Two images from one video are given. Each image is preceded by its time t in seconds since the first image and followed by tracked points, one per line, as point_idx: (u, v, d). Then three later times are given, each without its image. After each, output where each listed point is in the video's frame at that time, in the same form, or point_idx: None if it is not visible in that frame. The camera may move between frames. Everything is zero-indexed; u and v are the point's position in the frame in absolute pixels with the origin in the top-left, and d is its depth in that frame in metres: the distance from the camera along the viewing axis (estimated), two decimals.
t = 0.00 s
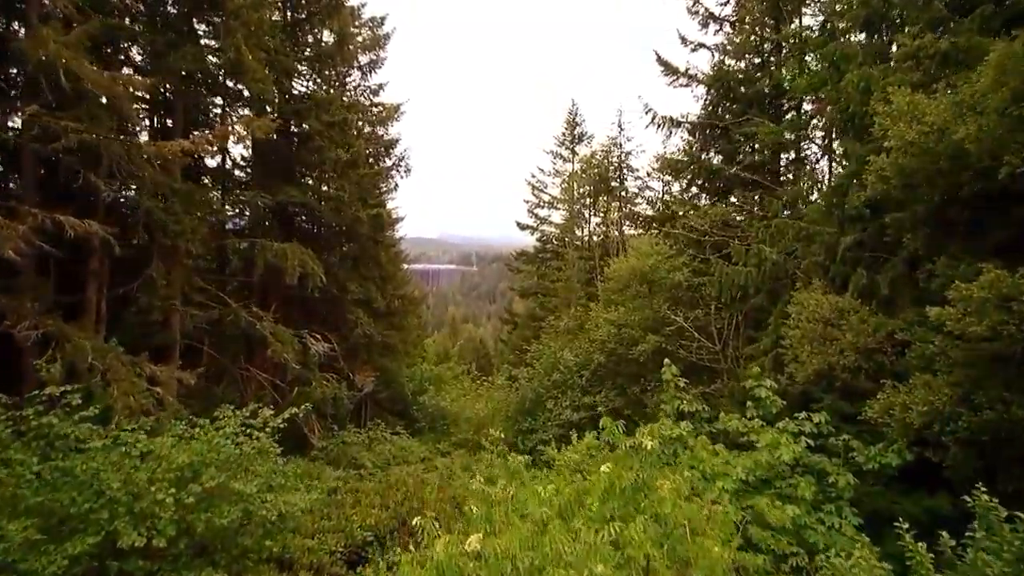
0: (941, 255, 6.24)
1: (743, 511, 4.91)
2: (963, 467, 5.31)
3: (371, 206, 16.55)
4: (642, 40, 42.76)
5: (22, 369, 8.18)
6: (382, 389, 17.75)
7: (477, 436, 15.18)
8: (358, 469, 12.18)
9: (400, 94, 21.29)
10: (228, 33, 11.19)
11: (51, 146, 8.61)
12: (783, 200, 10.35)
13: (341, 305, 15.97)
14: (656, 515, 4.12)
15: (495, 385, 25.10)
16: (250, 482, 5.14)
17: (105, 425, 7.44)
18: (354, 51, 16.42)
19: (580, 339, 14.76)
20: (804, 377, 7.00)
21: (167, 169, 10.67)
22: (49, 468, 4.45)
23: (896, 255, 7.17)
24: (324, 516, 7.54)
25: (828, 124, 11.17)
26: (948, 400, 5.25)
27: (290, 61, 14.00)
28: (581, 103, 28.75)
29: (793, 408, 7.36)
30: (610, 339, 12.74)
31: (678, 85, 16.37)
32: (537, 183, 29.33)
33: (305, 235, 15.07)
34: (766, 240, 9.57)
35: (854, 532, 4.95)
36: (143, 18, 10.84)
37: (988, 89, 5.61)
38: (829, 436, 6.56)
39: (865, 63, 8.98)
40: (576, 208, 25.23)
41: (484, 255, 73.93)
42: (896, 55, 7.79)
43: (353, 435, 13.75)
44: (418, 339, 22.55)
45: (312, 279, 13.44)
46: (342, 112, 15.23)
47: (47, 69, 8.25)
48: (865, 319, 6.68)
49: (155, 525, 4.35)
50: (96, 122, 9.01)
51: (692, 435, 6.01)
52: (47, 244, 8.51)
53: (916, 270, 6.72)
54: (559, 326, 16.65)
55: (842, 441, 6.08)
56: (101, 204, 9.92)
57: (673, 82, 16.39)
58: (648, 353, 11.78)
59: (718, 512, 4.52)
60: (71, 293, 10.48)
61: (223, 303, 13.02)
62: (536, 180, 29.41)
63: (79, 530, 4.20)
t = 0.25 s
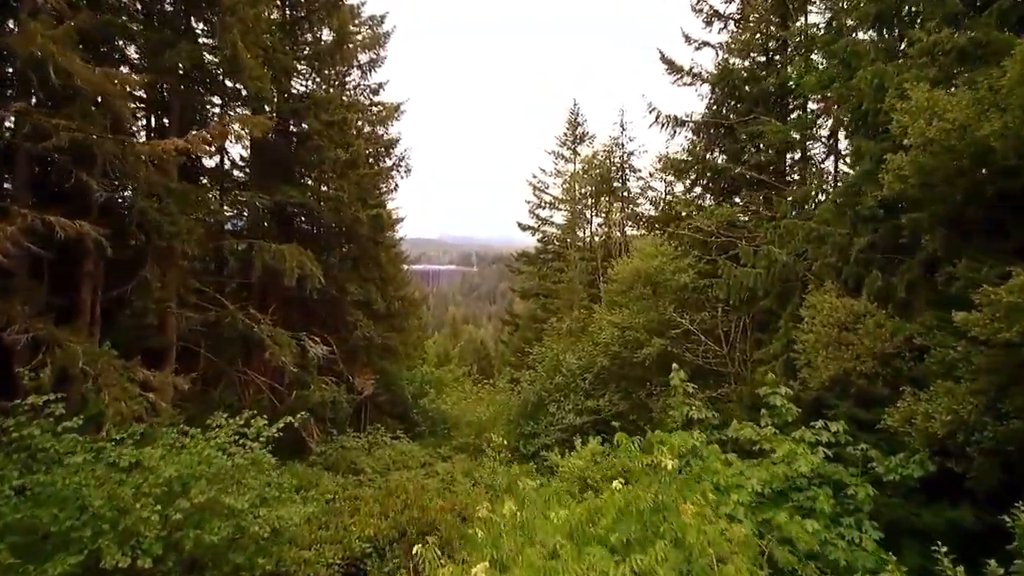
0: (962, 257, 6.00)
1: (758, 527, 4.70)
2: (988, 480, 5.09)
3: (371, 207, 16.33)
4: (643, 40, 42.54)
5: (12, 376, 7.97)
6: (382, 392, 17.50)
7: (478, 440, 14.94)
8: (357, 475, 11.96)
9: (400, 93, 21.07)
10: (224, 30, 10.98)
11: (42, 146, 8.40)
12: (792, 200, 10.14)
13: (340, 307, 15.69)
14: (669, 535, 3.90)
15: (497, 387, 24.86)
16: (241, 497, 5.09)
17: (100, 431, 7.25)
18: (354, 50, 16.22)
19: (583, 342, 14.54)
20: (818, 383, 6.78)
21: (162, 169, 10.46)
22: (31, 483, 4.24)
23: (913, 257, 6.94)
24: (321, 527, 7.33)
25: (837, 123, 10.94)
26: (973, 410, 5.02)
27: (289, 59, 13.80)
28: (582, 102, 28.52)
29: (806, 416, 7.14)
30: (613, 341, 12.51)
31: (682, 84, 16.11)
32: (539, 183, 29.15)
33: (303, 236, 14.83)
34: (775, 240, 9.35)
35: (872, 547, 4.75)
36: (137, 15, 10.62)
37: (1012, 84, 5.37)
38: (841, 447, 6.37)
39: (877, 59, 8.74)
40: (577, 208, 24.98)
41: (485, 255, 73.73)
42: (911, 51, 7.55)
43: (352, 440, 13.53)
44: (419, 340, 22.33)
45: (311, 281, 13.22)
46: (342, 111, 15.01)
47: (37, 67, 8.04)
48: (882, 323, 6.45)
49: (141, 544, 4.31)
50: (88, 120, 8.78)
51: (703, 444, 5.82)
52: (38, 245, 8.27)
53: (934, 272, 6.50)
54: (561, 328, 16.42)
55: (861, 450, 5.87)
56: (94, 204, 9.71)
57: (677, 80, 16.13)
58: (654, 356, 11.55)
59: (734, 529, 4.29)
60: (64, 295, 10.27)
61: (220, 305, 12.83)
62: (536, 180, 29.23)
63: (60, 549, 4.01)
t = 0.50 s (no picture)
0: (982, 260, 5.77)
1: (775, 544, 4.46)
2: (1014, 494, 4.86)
3: (370, 207, 16.11)
4: (643, 39, 42.37)
5: None
6: (381, 395, 17.25)
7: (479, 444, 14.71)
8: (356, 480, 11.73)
9: (400, 93, 20.86)
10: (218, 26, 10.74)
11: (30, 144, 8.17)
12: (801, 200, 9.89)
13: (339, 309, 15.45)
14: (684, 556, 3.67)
15: (497, 389, 24.61)
16: (229, 512, 4.89)
17: (88, 439, 6.99)
18: (352, 48, 16.01)
19: (585, 345, 14.30)
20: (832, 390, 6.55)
21: (155, 167, 10.22)
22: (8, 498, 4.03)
23: (929, 259, 6.70)
24: (317, 539, 7.09)
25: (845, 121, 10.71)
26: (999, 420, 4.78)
27: (286, 57, 13.58)
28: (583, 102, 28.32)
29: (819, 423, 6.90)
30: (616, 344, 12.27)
31: (686, 82, 15.87)
32: (539, 183, 28.97)
33: (301, 237, 14.59)
34: (784, 242, 9.11)
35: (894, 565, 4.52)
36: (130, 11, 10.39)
37: None
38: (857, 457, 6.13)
39: (888, 55, 8.51)
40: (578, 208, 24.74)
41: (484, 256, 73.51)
42: (927, 45, 7.31)
43: (351, 444, 13.30)
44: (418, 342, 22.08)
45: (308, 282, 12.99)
46: (340, 110, 14.79)
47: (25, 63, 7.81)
48: (898, 328, 6.23)
49: (119, 566, 4.03)
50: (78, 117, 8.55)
51: (715, 455, 5.57)
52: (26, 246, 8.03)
53: (953, 275, 6.26)
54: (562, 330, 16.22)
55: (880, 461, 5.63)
56: (86, 203, 9.47)
57: (680, 78, 15.89)
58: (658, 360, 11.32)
59: (750, 550, 4.05)
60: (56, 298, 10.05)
61: (216, 308, 12.60)
62: (537, 180, 28.99)
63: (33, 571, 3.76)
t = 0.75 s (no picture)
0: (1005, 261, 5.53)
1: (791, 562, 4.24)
2: None
3: (369, 207, 15.87)
4: (645, 38, 42.08)
5: None
6: (380, 398, 17.03)
7: (479, 448, 14.47)
8: (354, 485, 11.51)
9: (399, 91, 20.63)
10: (213, 21, 10.49)
11: (16, 142, 7.94)
12: (809, 199, 9.67)
13: (337, 311, 15.19)
14: None
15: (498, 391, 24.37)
16: (216, 529, 4.80)
17: (75, 446, 6.77)
18: (350, 46, 15.80)
19: (587, 347, 14.06)
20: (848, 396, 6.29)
21: (147, 166, 9.98)
22: None
23: (946, 260, 6.47)
24: (312, 552, 6.85)
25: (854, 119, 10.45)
26: None
27: (283, 55, 13.34)
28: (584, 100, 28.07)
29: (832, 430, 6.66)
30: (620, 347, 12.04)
31: (689, 80, 15.65)
32: (540, 182, 28.75)
33: (299, 237, 14.35)
34: (793, 242, 8.87)
35: None
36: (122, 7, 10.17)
37: None
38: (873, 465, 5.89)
39: (900, 50, 8.25)
40: (579, 208, 24.42)
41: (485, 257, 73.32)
42: (945, 38, 7.04)
43: (349, 448, 13.08)
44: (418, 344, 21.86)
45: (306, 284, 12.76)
46: (338, 108, 14.55)
47: (11, 59, 7.59)
48: (917, 332, 5.99)
49: None
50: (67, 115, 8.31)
51: (726, 464, 5.34)
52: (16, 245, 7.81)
53: (973, 277, 6.01)
54: (564, 332, 15.97)
55: (898, 470, 5.39)
56: (77, 204, 9.24)
57: (683, 76, 15.66)
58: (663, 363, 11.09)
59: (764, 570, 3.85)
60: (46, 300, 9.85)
61: (213, 309, 12.38)
62: (538, 180, 28.79)
63: None
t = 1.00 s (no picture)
0: None
1: None
2: None
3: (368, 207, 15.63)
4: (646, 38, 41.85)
5: None
6: (379, 400, 16.79)
7: (479, 452, 14.24)
8: (352, 491, 11.27)
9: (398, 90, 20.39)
10: (207, 17, 10.24)
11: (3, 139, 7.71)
12: (818, 199, 9.44)
13: (336, 312, 14.94)
14: None
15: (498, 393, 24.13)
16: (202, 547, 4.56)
17: (62, 455, 6.54)
18: (349, 43, 15.57)
19: (590, 349, 13.81)
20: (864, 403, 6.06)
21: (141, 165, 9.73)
22: None
23: (966, 261, 6.22)
24: (307, 566, 6.60)
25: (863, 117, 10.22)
26: None
27: (280, 52, 13.09)
28: (586, 100, 27.85)
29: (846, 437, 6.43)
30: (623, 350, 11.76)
31: (693, 78, 15.41)
32: (541, 182, 28.57)
33: (296, 237, 14.11)
34: (803, 242, 8.63)
35: None
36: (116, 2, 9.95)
37: None
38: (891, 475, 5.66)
39: (914, 45, 8.01)
40: (581, 208, 24.12)
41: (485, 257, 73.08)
42: (962, 31, 6.81)
43: (348, 452, 12.84)
44: (418, 345, 21.60)
45: (304, 285, 12.54)
46: (337, 107, 14.32)
47: None
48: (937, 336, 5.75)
49: None
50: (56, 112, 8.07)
51: (739, 475, 5.09)
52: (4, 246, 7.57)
53: (995, 278, 5.76)
54: (565, 334, 15.73)
55: (919, 480, 5.16)
56: (69, 203, 9.02)
57: (687, 73, 15.41)
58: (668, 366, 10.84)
59: None
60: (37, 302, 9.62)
61: (208, 311, 12.15)
62: (539, 180, 28.59)
63: None
